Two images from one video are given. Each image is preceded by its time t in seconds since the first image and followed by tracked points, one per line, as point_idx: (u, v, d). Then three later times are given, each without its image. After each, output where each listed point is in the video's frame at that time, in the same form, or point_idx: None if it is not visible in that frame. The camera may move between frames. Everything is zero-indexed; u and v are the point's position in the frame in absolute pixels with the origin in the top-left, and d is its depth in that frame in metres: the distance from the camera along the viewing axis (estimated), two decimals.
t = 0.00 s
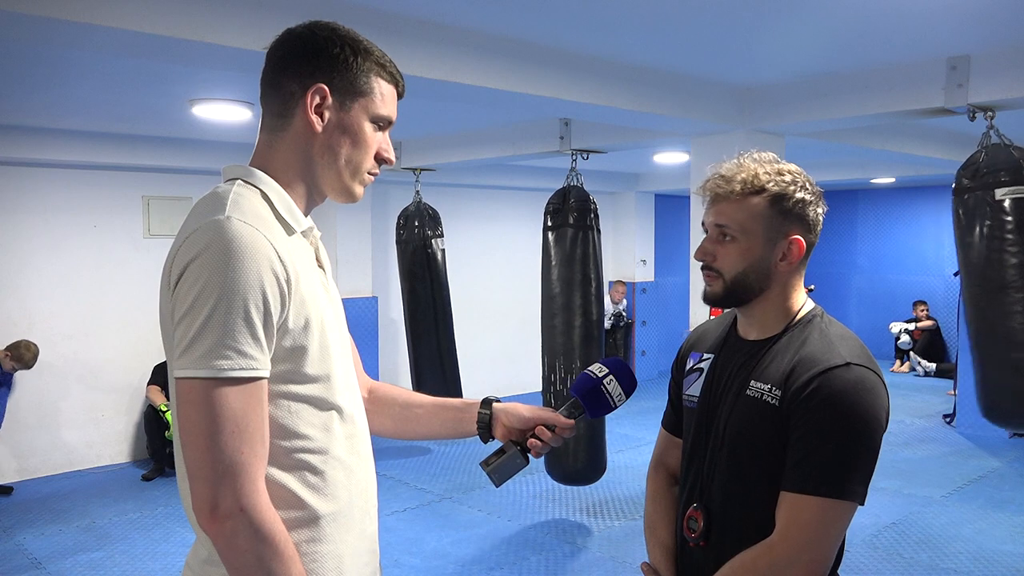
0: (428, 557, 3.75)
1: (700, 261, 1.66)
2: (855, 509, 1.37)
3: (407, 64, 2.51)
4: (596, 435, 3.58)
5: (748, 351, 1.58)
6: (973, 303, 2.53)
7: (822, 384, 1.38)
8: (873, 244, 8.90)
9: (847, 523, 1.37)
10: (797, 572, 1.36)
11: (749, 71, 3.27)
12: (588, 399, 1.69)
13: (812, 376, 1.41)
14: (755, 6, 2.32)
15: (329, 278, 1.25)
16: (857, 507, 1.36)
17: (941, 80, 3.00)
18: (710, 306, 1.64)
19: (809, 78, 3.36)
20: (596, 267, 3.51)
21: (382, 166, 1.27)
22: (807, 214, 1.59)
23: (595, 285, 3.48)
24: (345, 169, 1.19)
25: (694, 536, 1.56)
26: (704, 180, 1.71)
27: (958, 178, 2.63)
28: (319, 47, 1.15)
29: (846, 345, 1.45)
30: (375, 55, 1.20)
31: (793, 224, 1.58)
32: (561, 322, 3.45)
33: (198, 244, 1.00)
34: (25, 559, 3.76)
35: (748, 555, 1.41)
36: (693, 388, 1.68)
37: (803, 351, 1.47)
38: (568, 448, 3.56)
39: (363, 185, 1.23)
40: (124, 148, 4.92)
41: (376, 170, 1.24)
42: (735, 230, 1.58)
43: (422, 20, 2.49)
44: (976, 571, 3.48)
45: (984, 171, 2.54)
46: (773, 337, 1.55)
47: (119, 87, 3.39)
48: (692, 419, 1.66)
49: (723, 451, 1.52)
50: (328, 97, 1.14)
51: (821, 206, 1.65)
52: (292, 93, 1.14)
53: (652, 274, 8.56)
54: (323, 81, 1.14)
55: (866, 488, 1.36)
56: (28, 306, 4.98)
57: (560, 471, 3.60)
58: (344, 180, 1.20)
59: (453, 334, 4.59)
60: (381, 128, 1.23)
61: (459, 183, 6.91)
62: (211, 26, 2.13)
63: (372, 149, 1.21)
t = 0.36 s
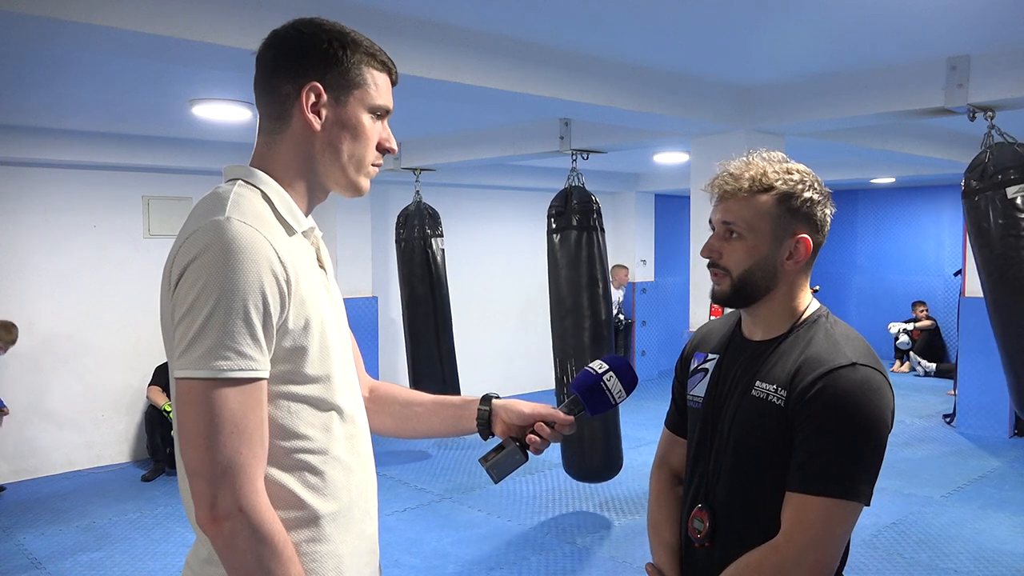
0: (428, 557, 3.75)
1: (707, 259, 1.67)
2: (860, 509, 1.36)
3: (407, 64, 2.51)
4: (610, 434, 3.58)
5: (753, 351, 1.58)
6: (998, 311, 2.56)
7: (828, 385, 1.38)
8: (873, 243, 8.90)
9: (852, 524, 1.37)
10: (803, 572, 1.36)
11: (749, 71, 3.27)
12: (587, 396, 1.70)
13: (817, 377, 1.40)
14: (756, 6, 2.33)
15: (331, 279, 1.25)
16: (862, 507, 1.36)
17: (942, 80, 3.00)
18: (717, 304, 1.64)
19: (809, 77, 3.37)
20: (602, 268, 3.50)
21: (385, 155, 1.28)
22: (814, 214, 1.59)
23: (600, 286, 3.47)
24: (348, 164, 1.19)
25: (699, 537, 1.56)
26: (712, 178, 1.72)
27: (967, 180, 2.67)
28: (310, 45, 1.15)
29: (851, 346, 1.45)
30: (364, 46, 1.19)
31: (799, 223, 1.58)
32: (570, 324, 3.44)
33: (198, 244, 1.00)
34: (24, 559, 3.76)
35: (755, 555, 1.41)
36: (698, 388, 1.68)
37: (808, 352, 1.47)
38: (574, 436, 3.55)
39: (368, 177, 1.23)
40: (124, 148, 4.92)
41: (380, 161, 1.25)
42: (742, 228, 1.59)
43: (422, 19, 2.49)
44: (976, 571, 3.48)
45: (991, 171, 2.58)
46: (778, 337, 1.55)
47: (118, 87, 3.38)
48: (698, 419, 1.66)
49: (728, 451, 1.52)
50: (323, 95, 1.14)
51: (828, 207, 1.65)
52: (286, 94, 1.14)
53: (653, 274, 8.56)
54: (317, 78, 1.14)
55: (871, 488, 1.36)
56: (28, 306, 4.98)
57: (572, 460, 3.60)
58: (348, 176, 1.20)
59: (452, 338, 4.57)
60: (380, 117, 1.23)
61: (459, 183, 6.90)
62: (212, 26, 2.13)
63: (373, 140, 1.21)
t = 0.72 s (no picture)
0: (428, 557, 3.75)
1: (714, 262, 1.65)
2: (862, 509, 1.36)
3: (407, 64, 2.51)
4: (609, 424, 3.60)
5: (757, 351, 1.58)
6: (950, 306, 2.60)
7: (831, 384, 1.38)
8: (873, 243, 8.90)
9: (853, 523, 1.37)
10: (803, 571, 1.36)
11: (749, 71, 3.27)
12: (587, 395, 1.70)
13: (820, 376, 1.41)
14: (756, 7, 2.33)
15: (332, 279, 1.25)
16: (864, 506, 1.36)
17: (942, 80, 3.00)
18: (728, 308, 1.62)
19: (809, 77, 3.36)
20: (604, 269, 3.50)
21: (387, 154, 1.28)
22: (814, 211, 1.61)
23: (603, 288, 3.48)
24: (349, 164, 1.19)
25: (701, 536, 1.56)
26: (711, 184, 1.72)
27: (953, 177, 2.68)
28: (310, 44, 1.15)
29: (855, 346, 1.45)
30: (365, 46, 1.19)
31: (802, 221, 1.59)
32: (574, 324, 3.45)
33: (200, 243, 1.00)
34: (24, 559, 3.76)
35: (755, 554, 1.41)
36: (702, 388, 1.68)
37: (811, 351, 1.47)
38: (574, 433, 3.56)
39: (370, 176, 1.23)
40: (124, 148, 4.92)
41: (382, 160, 1.25)
42: (749, 229, 1.58)
43: (422, 19, 2.48)
44: (976, 571, 3.48)
45: (976, 172, 2.59)
46: (783, 337, 1.55)
47: (118, 87, 3.38)
48: (701, 419, 1.66)
49: (731, 451, 1.52)
50: (323, 95, 1.14)
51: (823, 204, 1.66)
52: (287, 93, 1.14)
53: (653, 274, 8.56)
54: (316, 78, 1.14)
55: (873, 487, 1.36)
56: (28, 306, 4.98)
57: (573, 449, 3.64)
58: (349, 175, 1.20)
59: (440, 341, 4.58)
60: (381, 117, 1.23)
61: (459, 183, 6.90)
62: (211, 26, 2.13)
63: (374, 139, 1.21)
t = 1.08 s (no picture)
0: (428, 557, 3.75)
1: (709, 265, 1.65)
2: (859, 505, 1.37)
3: (407, 64, 2.51)
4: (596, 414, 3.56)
5: (754, 349, 1.59)
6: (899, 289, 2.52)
7: (827, 380, 1.38)
8: (873, 243, 8.91)
9: (852, 520, 1.37)
10: (801, 568, 1.36)
11: (749, 71, 3.27)
12: (586, 393, 1.70)
13: (817, 372, 1.41)
14: (756, 7, 2.33)
15: (332, 278, 1.25)
16: (863, 502, 1.36)
17: (942, 80, 3.00)
18: (726, 310, 1.62)
19: (809, 77, 3.37)
20: (598, 269, 3.50)
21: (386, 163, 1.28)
22: (807, 213, 1.60)
23: (594, 284, 3.48)
24: (349, 168, 1.19)
25: (700, 535, 1.56)
26: (704, 187, 1.71)
27: (936, 168, 2.57)
28: (319, 47, 1.15)
29: (851, 342, 1.45)
30: (375, 53, 1.20)
31: (795, 222, 1.58)
32: (566, 322, 3.45)
33: (201, 242, 1.00)
34: (25, 559, 3.76)
35: (753, 551, 1.40)
36: (699, 387, 1.69)
37: (807, 349, 1.47)
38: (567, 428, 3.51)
39: (367, 184, 1.23)
40: (124, 148, 4.92)
41: (381, 168, 1.25)
42: (742, 230, 1.57)
43: (422, 19, 2.48)
44: (976, 571, 3.48)
45: (961, 169, 2.48)
46: (780, 334, 1.55)
47: (118, 87, 3.38)
48: (698, 417, 1.66)
49: (728, 448, 1.52)
50: (329, 98, 1.15)
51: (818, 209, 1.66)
52: (292, 94, 1.14)
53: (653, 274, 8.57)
54: (323, 81, 1.14)
55: (871, 483, 1.36)
56: (28, 305, 4.97)
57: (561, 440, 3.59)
58: (348, 179, 1.20)
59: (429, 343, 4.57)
60: (383, 125, 1.22)
61: (458, 183, 6.90)
62: (211, 25, 2.13)
63: (376, 146, 1.21)
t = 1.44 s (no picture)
0: (428, 557, 3.75)
1: (695, 262, 1.65)
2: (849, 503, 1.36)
3: (408, 64, 2.51)
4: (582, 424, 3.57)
5: (744, 349, 1.59)
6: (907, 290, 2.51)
7: (814, 379, 1.38)
8: (873, 243, 8.91)
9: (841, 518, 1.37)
10: (791, 567, 1.35)
11: (750, 71, 3.27)
12: (588, 391, 1.70)
13: (804, 371, 1.41)
14: (756, 7, 2.33)
15: (334, 278, 1.25)
16: (851, 501, 1.36)
17: (942, 80, 3.00)
18: (709, 307, 1.63)
19: (809, 77, 3.37)
20: (592, 269, 3.50)
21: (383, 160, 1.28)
22: (795, 212, 1.61)
23: (586, 287, 3.47)
24: (347, 164, 1.19)
25: (693, 534, 1.56)
26: (693, 184, 1.72)
27: (939, 168, 2.57)
28: (312, 44, 1.15)
29: (839, 341, 1.45)
30: (370, 49, 1.20)
31: (783, 221, 1.58)
32: (556, 324, 3.44)
33: (206, 241, 1.00)
34: (25, 559, 3.76)
35: (744, 550, 1.40)
36: (691, 387, 1.69)
37: (796, 348, 1.47)
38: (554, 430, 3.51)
39: (366, 178, 1.23)
40: (124, 148, 4.92)
41: (378, 164, 1.24)
42: (729, 228, 1.58)
43: (422, 19, 2.48)
44: (976, 571, 3.48)
45: (964, 169, 2.49)
46: (769, 334, 1.56)
47: (119, 87, 3.38)
48: (692, 418, 1.66)
49: (719, 448, 1.52)
50: (325, 93, 1.15)
51: (806, 207, 1.67)
52: (288, 91, 1.14)
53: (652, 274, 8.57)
54: (319, 78, 1.14)
55: (859, 481, 1.36)
56: (27, 305, 4.97)
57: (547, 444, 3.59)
58: (346, 175, 1.20)
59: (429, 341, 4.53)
60: (380, 120, 1.23)
61: (458, 183, 6.91)
62: (211, 25, 2.12)
63: (372, 142, 1.21)
